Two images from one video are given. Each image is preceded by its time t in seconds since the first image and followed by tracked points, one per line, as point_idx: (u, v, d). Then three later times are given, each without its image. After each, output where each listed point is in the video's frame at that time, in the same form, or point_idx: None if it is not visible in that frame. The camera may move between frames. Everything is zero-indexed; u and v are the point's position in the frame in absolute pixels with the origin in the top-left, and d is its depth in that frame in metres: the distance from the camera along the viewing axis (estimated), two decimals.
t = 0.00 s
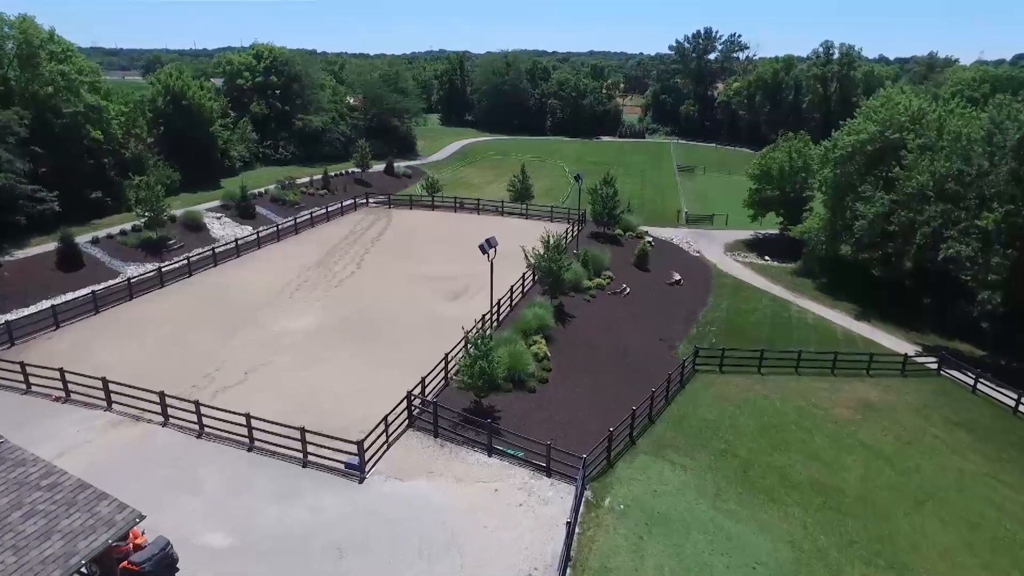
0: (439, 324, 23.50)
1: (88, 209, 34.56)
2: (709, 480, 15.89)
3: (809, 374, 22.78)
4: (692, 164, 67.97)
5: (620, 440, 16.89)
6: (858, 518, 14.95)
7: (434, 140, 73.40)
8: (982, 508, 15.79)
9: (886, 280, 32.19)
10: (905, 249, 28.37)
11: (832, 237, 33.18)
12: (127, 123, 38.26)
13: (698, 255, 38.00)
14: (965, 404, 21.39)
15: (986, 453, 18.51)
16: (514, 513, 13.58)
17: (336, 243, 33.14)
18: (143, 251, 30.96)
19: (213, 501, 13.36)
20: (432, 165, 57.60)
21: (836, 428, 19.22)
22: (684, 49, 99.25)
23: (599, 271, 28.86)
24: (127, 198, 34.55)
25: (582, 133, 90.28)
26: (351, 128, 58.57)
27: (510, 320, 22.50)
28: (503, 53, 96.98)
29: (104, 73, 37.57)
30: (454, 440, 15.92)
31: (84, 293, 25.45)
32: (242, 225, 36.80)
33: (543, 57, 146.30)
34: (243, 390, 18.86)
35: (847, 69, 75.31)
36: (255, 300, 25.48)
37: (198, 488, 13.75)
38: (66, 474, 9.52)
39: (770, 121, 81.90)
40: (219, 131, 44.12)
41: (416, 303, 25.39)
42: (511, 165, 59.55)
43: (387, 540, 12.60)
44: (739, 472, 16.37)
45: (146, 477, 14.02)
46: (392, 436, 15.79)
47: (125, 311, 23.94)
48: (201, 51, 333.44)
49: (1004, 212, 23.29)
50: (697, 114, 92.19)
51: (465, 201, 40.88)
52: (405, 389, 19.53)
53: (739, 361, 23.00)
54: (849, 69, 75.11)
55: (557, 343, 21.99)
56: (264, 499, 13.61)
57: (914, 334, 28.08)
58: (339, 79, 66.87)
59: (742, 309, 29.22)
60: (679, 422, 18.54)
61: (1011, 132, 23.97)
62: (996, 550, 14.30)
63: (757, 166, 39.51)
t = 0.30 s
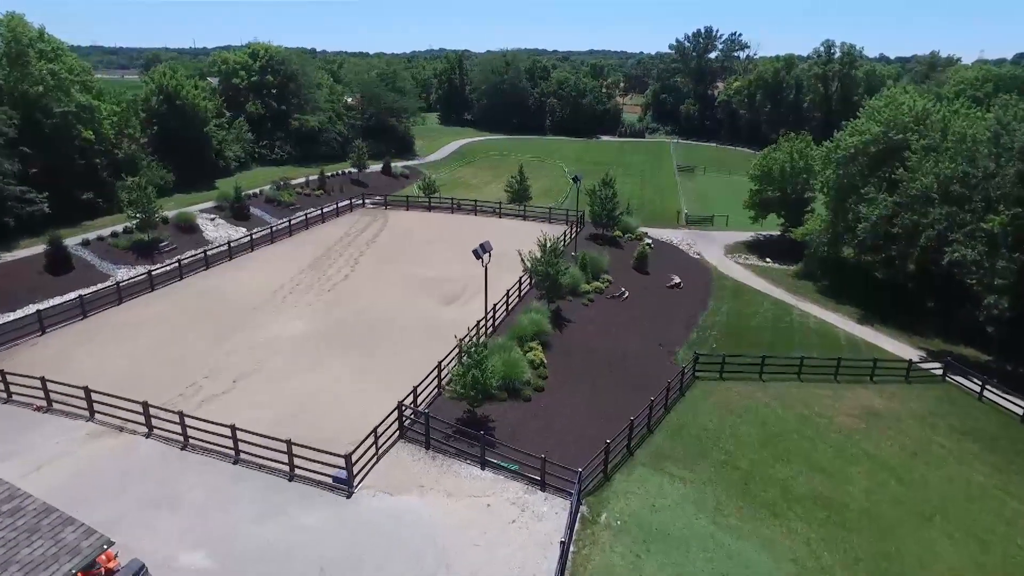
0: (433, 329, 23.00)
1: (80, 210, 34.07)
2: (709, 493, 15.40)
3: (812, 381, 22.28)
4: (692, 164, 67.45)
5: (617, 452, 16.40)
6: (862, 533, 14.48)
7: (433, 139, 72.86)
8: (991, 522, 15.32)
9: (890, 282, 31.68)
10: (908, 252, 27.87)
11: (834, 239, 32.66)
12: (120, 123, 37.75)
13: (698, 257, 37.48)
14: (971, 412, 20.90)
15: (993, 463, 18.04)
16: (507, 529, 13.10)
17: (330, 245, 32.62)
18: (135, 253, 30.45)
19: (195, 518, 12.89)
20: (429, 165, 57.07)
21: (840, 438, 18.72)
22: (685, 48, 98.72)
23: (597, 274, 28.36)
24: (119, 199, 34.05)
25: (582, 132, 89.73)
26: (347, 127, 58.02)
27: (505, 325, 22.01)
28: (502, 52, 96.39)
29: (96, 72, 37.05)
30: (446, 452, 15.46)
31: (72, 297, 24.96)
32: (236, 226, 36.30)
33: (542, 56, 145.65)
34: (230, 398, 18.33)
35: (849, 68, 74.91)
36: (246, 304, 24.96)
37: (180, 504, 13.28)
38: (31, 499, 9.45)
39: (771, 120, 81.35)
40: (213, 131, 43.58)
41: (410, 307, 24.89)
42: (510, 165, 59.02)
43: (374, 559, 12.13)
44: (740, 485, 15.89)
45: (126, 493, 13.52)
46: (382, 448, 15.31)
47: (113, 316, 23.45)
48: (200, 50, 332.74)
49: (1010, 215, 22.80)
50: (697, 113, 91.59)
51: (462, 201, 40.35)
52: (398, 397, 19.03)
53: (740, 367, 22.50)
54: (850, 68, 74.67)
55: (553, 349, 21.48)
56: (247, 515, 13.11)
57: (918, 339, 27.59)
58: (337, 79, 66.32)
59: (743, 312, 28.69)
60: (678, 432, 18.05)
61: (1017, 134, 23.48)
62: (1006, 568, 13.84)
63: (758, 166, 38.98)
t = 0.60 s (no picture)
0: (428, 336, 22.47)
1: (71, 212, 33.57)
2: (710, 509, 14.87)
3: (815, 389, 21.75)
4: (693, 165, 66.90)
5: (614, 465, 15.89)
6: (869, 551, 13.96)
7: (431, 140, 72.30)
8: (1001, 538, 14.80)
9: (895, 286, 31.11)
10: (913, 256, 27.33)
11: (837, 241, 32.10)
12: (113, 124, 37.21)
13: (698, 259, 36.94)
14: (980, 422, 20.37)
15: (1003, 475, 17.51)
16: (499, 548, 12.58)
17: (325, 248, 32.09)
18: (125, 256, 29.93)
19: (174, 537, 12.38)
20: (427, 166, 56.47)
21: (845, 449, 18.19)
22: (686, 48, 98.16)
23: (596, 278, 27.82)
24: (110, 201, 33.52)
25: (582, 132, 89.16)
26: (345, 128, 57.41)
27: (501, 332, 21.49)
28: (502, 51, 95.78)
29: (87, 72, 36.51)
30: (438, 466, 14.97)
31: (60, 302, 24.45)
32: (230, 228, 35.79)
33: (542, 56, 145.09)
34: (217, 408, 17.81)
35: (851, 67, 74.50)
36: (238, 309, 24.45)
37: (159, 522, 12.77)
38: None
39: (772, 120, 80.75)
40: (208, 131, 43.04)
41: (404, 313, 24.35)
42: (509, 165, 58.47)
43: None
44: (742, 500, 15.35)
45: (104, 510, 13.01)
46: (371, 463, 14.79)
47: (100, 322, 22.93)
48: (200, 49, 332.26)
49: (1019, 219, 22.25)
50: (698, 113, 90.96)
51: (459, 203, 39.78)
52: (390, 407, 18.52)
53: (742, 375, 21.96)
54: (852, 67, 74.21)
55: (550, 356, 20.95)
56: (229, 534, 12.60)
57: (924, 344, 27.06)
58: (334, 79, 65.79)
59: (744, 317, 28.15)
60: (678, 443, 17.52)
61: None
62: None
63: (759, 167, 38.41)
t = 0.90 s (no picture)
0: (422, 343, 21.97)
1: (61, 214, 33.07)
2: (711, 526, 14.36)
3: (818, 398, 21.22)
4: (694, 165, 66.46)
5: (611, 479, 15.38)
6: (875, 571, 13.44)
7: (430, 140, 71.79)
8: (1013, 557, 14.28)
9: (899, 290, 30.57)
10: (918, 260, 26.81)
11: (840, 244, 31.57)
12: (105, 124, 36.68)
13: (699, 261, 36.43)
14: (987, 432, 19.83)
15: (1012, 488, 16.99)
16: (490, 570, 12.07)
17: (319, 250, 31.56)
18: (115, 259, 29.41)
19: (150, 559, 11.87)
20: (425, 166, 55.96)
21: (849, 460, 17.66)
22: (686, 47, 97.66)
23: (594, 282, 27.30)
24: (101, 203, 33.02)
25: (582, 132, 88.68)
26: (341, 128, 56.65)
27: (496, 340, 20.98)
28: (501, 51, 95.24)
29: (78, 72, 35.96)
30: (428, 481, 14.47)
31: (46, 307, 23.95)
32: (224, 230, 35.26)
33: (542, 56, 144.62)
34: (202, 419, 17.29)
35: (852, 67, 74.05)
36: (228, 315, 23.92)
37: (136, 542, 12.26)
38: None
39: (773, 119, 80.28)
40: (201, 132, 42.48)
41: (398, 318, 23.84)
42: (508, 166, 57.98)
43: None
44: (743, 516, 14.84)
45: (79, 530, 12.50)
46: (359, 478, 14.30)
47: (87, 328, 22.44)
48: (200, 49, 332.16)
49: None
50: (699, 112, 90.43)
51: (456, 204, 39.22)
52: (381, 417, 17.99)
53: (743, 382, 21.46)
54: (854, 67, 73.77)
55: (547, 364, 20.44)
56: (208, 555, 12.09)
57: (928, 350, 26.56)
58: (331, 78, 65.31)
59: (745, 322, 27.61)
60: (678, 455, 17.01)
61: None
62: None
63: (761, 169, 37.85)
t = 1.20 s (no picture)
0: (415, 349, 21.44)
1: (51, 215, 32.55)
2: (711, 543, 13.84)
3: (822, 406, 20.68)
4: (695, 164, 65.94)
5: (608, 493, 14.84)
6: None
7: (428, 138, 71.22)
8: None
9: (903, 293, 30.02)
10: (923, 263, 26.27)
11: (842, 246, 31.03)
12: (96, 123, 36.12)
13: (699, 263, 35.87)
14: (996, 441, 19.28)
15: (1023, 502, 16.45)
16: None
17: (312, 252, 31.00)
18: (105, 261, 28.87)
19: None
20: (423, 166, 55.41)
21: (854, 472, 17.11)
22: (687, 45, 97.12)
23: (592, 285, 26.76)
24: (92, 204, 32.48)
25: (582, 131, 88.11)
26: (339, 126, 56.42)
27: (490, 346, 20.43)
28: (501, 49, 94.62)
29: (69, 70, 35.38)
30: (418, 496, 13.94)
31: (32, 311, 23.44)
32: (217, 232, 34.72)
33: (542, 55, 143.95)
34: (186, 429, 16.74)
35: (854, 66, 73.62)
36: (217, 320, 23.37)
37: (111, 563, 11.76)
38: None
39: (774, 118, 79.76)
40: (195, 131, 41.90)
41: (391, 324, 23.32)
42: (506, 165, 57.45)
43: None
44: (745, 532, 14.31)
45: (50, 550, 11.97)
46: (346, 493, 13.78)
47: (72, 333, 21.91)
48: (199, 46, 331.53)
49: None
50: (700, 111, 89.88)
51: (453, 205, 38.65)
52: (371, 428, 17.46)
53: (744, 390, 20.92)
54: (856, 66, 73.36)
55: (543, 371, 19.90)
56: None
57: (933, 354, 26.02)
58: (328, 77, 64.68)
59: (746, 326, 27.06)
60: (677, 467, 16.49)
61: None
62: None
63: (762, 169, 37.27)
